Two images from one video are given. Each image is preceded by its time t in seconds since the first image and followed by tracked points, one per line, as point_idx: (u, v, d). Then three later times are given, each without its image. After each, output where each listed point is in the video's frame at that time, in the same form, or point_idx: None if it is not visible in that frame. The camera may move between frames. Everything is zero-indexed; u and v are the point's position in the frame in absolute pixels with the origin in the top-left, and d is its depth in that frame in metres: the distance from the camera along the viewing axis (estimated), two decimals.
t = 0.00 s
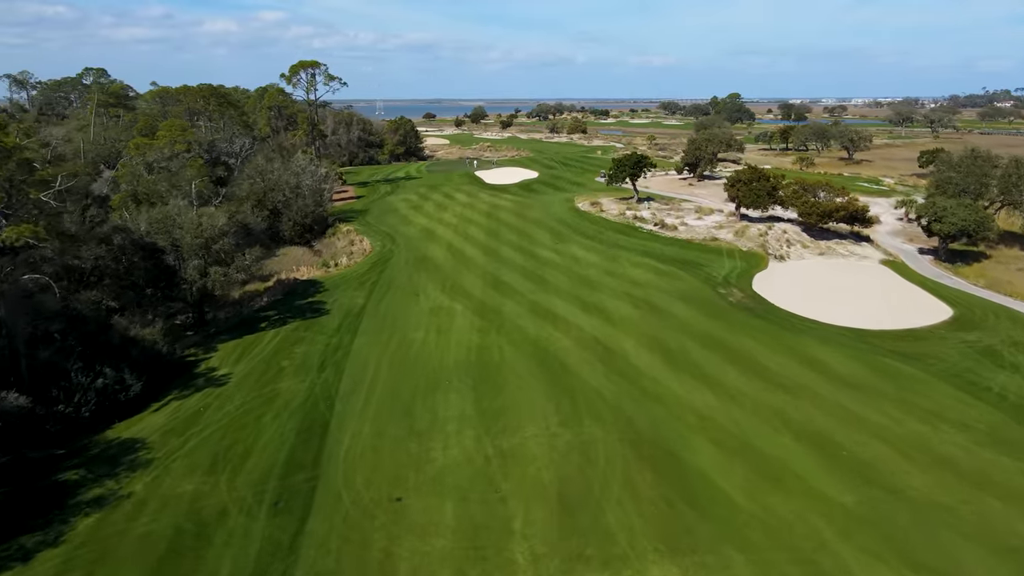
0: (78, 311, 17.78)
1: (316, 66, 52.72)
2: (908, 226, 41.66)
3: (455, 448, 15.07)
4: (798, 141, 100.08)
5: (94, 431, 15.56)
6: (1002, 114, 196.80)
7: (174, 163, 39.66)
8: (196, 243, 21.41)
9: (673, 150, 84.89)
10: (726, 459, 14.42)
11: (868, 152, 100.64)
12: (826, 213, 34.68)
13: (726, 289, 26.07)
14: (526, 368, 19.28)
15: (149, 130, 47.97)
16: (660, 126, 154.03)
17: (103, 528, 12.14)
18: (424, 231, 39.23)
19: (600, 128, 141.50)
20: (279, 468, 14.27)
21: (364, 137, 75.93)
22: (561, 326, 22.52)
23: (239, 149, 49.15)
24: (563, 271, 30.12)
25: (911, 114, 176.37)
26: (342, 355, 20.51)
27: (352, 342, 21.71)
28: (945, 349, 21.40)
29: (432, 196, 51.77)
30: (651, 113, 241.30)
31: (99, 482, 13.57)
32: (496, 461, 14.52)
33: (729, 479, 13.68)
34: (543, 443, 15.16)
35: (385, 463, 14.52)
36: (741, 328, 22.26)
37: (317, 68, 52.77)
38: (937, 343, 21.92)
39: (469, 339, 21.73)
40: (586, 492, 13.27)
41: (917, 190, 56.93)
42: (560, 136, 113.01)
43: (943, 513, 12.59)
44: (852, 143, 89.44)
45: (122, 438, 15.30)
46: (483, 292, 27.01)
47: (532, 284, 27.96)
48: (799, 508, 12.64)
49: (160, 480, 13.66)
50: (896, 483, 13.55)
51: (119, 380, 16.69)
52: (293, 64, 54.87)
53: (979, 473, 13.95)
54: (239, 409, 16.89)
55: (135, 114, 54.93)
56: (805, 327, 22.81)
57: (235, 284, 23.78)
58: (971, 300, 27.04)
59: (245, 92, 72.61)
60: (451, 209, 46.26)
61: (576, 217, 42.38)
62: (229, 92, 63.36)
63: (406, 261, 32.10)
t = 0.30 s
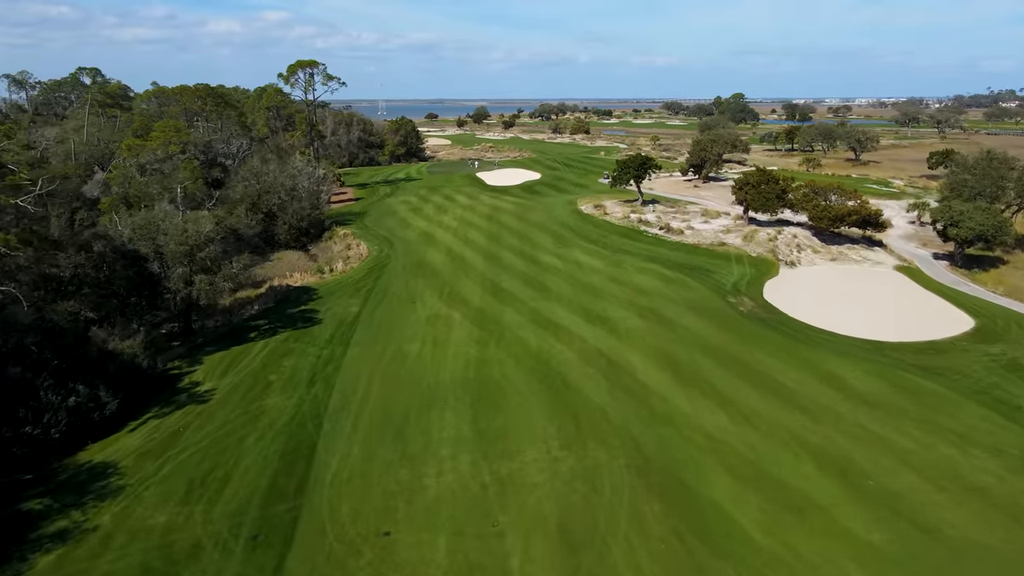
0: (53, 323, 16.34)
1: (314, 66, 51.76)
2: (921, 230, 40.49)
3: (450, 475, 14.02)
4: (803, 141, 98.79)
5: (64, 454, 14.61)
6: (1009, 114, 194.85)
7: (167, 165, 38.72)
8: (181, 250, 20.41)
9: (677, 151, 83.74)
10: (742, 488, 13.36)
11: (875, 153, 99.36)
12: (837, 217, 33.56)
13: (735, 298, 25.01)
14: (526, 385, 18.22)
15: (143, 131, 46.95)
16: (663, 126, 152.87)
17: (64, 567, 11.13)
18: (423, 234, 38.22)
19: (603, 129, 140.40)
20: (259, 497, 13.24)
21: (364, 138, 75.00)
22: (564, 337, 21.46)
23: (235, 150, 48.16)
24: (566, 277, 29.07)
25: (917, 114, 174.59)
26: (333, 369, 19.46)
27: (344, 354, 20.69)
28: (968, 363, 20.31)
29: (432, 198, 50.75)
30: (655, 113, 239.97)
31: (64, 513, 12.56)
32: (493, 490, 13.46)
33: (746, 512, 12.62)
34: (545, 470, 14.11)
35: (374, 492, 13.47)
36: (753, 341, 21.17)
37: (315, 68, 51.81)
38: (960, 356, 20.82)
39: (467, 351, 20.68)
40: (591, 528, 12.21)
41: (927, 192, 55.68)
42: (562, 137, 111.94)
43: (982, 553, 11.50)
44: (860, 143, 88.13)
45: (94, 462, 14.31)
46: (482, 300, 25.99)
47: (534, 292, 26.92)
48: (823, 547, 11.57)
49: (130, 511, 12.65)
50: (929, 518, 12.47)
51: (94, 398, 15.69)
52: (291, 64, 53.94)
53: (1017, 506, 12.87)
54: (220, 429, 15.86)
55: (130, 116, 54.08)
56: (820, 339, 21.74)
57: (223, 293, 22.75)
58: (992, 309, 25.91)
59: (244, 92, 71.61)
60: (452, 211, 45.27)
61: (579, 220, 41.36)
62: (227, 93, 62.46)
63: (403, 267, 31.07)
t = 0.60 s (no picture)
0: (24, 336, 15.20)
1: (312, 65, 50.71)
2: (935, 235, 39.24)
3: (443, 505, 12.96)
4: (809, 142, 97.48)
5: (30, 481, 13.60)
6: (1017, 114, 192.86)
7: (159, 167, 37.75)
8: (163, 258, 19.35)
9: (681, 152, 82.70)
10: (759, 523, 12.31)
11: (881, 154, 98.00)
12: (850, 222, 32.38)
13: (746, 307, 23.90)
14: (527, 402, 17.16)
15: (138, 132, 46.01)
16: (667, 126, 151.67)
17: None
18: (422, 238, 37.20)
19: (606, 129, 139.24)
20: (236, 531, 12.21)
21: (364, 138, 74.01)
22: (567, 350, 20.39)
23: (231, 151, 47.24)
24: (568, 284, 28.00)
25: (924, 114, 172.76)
26: (322, 384, 18.42)
27: (336, 367, 19.67)
28: (995, 378, 19.17)
29: (432, 200, 49.76)
30: (658, 113, 238.92)
31: (23, 550, 11.54)
32: (489, 523, 12.41)
33: (765, 550, 11.57)
34: (545, 500, 13.05)
35: (360, 524, 12.43)
36: (765, 354, 20.06)
37: (313, 67, 50.76)
38: (986, 371, 19.69)
39: (464, 364, 19.65)
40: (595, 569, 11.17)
41: (938, 194, 54.36)
42: (565, 137, 110.90)
43: None
44: (868, 144, 86.77)
45: (61, 491, 13.31)
46: (482, 308, 24.95)
47: (535, 299, 25.86)
48: None
49: (95, 548, 11.65)
50: (965, 558, 11.39)
51: (64, 418, 14.66)
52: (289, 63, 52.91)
53: None
54: (199, 451, 14.82)
55: (125, 117, 53.16)
56: (837, 352, 20.61)
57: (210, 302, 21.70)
58: (1015, 319, 24.74)
59: (243, 92, 70.75)
60: (452, 214, 44.25)
61: (582, 223, 40.28)
62: (224, 94, 61.48)
63: (400, 272, 30.05)
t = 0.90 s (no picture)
0: None
1: (310, 65, 49.73)
2: (949, 239, 38.01)
3: (434, 540, 11.94)
4: (815, 142, 96.25)
5: None
6: None
7: (151, 169, 36.76)
8: (142, 268, 18.21)
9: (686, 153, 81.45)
10: (782, 564, 11.21)
11: (889, 155, 96.61)
12: (863, 226, 31.20)
13: (758, 317, 22.80)
14: (527, 423, 16.10)
15: (131, 132, 45.03)
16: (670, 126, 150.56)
17: None
18: (421, 242, 36.21)
19: (609, 129, 137.99)
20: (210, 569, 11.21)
21: (364, 139, 73.10)
22: (570, 365, 19.31)
23: (227, 152, 46.26)
24: (571, 292, 26.91)
25: (930, 114, 171.08)
26: (311, 402, 17.39)
27: (325, 382, 18.65)
28: None
29: (432, 202, 48.73)
30: (661, 113, 237.42)
31: None
32: (485, 561, 11.37)
33: None
34: (547, 535, 11.99)
35: (345, 562, 11.41)
36: (781, 370, 18.93)
37: (311, 66, 49.76)
38: (1015, 388, 18.54)
39: (461, 379, 18.60)
40: None
41: (950, 197, 53.03)
42: (568, 138, 109.72)
43: None
44: (875, 144, 85.51)
45: (23, 522, 12.33)
46: (481, 318, 23.91)
47: (537, 309, 24.78)
48: None
49: None
50: None
51: (30, 442, 13.67)
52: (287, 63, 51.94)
53: None
54: (175, 478, 13.80)
55: (120, 118, 52.27)
56: (856, 366, 19.50)
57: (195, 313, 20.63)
58: None
59: (242, 93, 69.83)
60: (452, 217, 43.23)
61: (585, 227, 39.22)
62: (221, 94, 60.58)
63: (397, 279, 29.01)
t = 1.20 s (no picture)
0: None
1: (308, 64, 48.79)
2: (965, 244, 36.78)
3: None
4: (821, 143, 94.96)
5: None
6: None
7: (142, 170, 35.77)
8: (119, 278, 17.00)
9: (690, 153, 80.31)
10: None
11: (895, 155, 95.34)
12: (878, 231, 30.02)
13: (771, 328, 21.67)
14: (528, 447, 15.03)
15: (125, 132, 44.10)
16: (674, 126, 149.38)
17: None
18: (419, 246, 35.19)
19: (612, 129, 136.87)
20: None
21: (364, 139, 72.20)
22: (573, 382, 18.23)
23: (222, 153, 45.30)
24: (574, 300, 25.83)
25: (936, 114, 169.33)
26: (297, 421, 16.34)
27: (314, 399, 17.60)
28: None
29: (431, 204, 47.75)
30: (664, 113, 236.74)
31: None
32: None
33: None
34: None
35: None
36: (797, 387, 17.81)
37: (309, 66, 48.81)
38: None
39: (457, 397, 17.56)
40: None
41: (962, 199, 51.80)
42: (570, 138, 108.56)
43: None
44: (882, 145, 84.21)
45: None
46: (480, 328, 22.85)
47: (539, 318, 23.70)
48: None
49: None
50: None
51: None
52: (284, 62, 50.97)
53: None
54: (146, 508, 12.78)
55: (114, 118, 51.37)
56: (876, 382, 18.37)
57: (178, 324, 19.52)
58: None
59: (240, 93, 68.96)
60: (451, 219, 42.21)
61: (588, 230, 38.14)
62: (218, 95, 59.68)
63: (394, 286, 27.97)
